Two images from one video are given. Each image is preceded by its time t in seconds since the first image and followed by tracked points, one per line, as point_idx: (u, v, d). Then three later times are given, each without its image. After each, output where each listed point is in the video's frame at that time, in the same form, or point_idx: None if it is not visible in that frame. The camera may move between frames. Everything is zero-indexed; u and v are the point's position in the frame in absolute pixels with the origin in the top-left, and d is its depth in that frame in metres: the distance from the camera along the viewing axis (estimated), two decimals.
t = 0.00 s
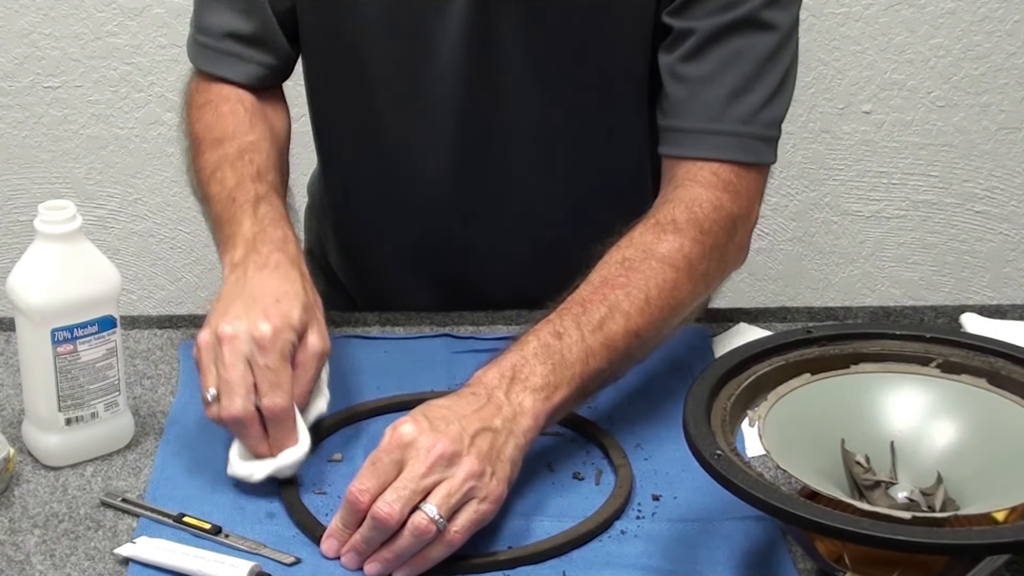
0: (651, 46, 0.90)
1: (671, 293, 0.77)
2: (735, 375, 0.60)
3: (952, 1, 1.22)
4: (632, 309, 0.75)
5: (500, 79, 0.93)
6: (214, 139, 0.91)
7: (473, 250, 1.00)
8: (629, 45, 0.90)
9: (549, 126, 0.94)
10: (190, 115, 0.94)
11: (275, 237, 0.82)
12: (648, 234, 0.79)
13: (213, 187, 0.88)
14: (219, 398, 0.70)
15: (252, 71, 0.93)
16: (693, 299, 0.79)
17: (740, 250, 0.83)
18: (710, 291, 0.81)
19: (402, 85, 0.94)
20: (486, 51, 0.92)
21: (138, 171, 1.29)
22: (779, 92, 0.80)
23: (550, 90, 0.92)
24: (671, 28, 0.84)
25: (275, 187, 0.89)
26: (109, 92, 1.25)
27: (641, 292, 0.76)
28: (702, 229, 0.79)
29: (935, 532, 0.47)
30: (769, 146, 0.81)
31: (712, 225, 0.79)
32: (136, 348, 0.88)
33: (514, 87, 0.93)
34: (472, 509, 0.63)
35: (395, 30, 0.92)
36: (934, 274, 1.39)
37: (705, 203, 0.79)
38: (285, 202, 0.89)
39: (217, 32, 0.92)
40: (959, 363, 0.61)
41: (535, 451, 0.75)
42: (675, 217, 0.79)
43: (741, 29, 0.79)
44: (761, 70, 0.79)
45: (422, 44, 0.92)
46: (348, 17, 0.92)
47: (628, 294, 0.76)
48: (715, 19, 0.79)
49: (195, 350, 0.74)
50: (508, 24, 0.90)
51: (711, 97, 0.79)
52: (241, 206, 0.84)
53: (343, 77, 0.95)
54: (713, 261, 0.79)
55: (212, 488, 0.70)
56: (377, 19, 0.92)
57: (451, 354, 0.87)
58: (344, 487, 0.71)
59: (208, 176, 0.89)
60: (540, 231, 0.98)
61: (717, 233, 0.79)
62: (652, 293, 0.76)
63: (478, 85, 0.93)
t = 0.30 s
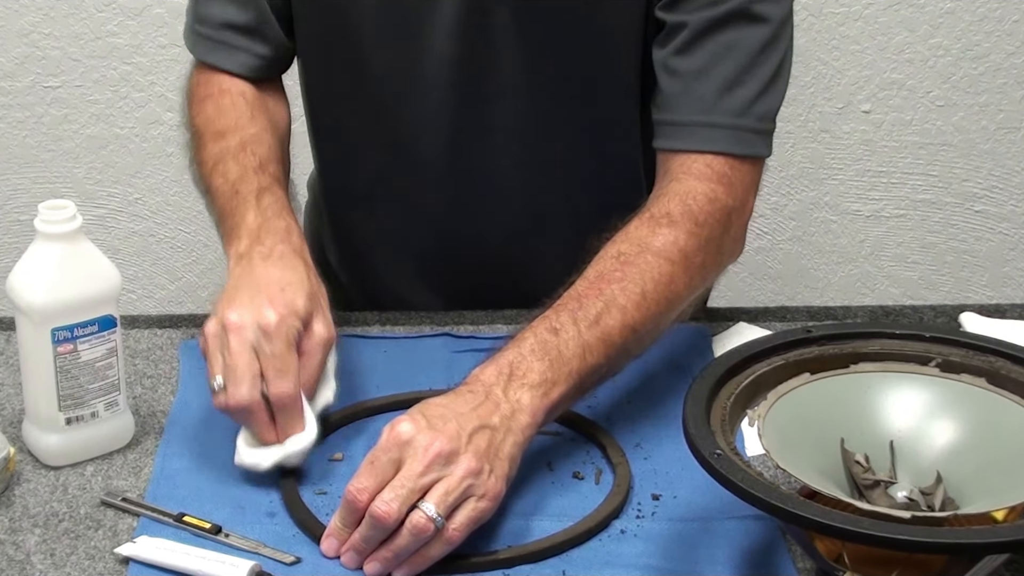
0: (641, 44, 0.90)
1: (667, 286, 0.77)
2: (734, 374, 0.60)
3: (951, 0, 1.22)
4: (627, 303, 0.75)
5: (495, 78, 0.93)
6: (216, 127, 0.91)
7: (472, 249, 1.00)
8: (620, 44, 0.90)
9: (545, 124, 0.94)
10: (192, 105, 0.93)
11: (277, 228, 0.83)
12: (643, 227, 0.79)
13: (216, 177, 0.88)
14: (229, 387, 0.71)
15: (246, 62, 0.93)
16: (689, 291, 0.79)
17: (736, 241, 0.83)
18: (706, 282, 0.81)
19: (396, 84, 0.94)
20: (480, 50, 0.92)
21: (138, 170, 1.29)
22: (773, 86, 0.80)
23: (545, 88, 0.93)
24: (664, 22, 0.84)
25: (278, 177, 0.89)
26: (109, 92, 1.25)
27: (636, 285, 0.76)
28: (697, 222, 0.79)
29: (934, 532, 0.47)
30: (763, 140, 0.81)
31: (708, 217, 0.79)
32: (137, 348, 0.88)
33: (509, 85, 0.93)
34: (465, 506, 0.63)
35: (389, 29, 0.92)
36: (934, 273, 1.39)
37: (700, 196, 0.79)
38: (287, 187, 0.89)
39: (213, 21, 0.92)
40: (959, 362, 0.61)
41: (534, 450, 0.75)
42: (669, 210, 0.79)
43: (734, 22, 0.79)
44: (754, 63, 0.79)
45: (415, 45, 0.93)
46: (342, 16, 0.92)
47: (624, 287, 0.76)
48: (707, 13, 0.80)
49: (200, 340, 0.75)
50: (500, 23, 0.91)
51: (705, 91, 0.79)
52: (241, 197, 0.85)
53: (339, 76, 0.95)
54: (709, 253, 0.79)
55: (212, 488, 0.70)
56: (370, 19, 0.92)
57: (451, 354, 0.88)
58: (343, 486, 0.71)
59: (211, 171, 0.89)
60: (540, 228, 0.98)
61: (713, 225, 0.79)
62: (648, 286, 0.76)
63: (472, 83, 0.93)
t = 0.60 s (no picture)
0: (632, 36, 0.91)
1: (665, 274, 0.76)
2: (734, 374, 0.60)
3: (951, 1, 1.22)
4: (627, 285, 0.74)
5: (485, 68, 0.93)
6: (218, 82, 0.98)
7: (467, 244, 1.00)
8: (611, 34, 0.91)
9: (537, 115, 0.94)
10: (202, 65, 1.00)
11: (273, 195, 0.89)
12: (661, 212, 0.78)
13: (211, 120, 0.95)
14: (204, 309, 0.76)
15: (233, 26, 0.98)
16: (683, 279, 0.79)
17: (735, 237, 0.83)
18: (703, 272, 0.81)
19: (389, 74, 0.95)
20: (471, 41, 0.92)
21: (139, 171, 1.29)
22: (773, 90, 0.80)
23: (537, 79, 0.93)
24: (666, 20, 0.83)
25: (263, 137, 0.95)
26: (109, 92, 1.25)
27: (634, 269, 0.75)
28: (694, 208, 0.79)
29: (934, 532, 0.47)
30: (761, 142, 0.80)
31: (705, 206, 0.79)
32: (137, 348, 0.88)
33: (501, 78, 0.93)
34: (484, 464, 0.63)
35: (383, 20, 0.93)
36: (934, 273, 1.39)
37: (696, 183, 0.79)
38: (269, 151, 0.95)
39: None
40: (959, 363, 0.61)
41: (534, 450, 0.75)
42: (668, 197, 0.79)
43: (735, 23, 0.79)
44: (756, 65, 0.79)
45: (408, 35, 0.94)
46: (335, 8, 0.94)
47: (622, 271, 0.75)
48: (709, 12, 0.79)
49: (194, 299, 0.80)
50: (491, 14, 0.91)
51: (709, 90, 0.79)
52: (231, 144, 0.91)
53: (336, 71, 0.97)
54: (706, 241, 0.79)
55: (212, 487, 0.70)
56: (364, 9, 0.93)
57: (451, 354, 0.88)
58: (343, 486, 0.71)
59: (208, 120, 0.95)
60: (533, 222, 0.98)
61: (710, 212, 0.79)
62: (644, 273, 0.75)
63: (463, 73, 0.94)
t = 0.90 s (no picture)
0: (614, 32, 0.90)
1: (610, 207, 0.84)
2: (734, 375, 0.60)
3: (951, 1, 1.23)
4: (575, 211, 0.83)
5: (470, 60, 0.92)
6: (230, 69, 0.99)
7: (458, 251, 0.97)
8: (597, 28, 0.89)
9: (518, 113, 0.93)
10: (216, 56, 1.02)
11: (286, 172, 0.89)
12: (592, 157, 0.85)
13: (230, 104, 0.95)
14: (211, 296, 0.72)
15: (241, 18, 0.99)
16: (627, 214, 0.86)
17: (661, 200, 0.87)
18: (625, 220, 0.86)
19: (373, 68, 0.93)
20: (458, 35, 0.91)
21: (139, 171, 1.29)
22: (773, 58, 0.81)
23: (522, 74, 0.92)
24: None
25: (287, 117, 0.95)
26: (109, 93, 1.25)
27: (579, 201, 0.83)
28: (649, 159, 0.84)
29: (935, 532, 0.47)
30: (755, 108, 0.82)
31: (662, 157, 0.85)
32: (137, 349, 0.88)
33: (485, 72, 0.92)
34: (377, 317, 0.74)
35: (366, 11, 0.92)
36: (933, 273, 1.39)
37: (656, 141, 0.85)
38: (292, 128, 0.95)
39: None
40: (959, 363, 0.61)
41: (534, 450, 0.75)
42: (624, 144, 0.85)
43: None
44: (745, 37, 0.81)
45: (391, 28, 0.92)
46: None
47: (567, 200, 0.82)
48: None
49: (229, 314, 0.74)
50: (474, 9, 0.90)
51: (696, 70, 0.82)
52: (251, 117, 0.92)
53: (321, 52, 0.97)
54: (636, 195, 0.85)
55: (212, 488, 0.70)
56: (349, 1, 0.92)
57: (451, 355, 0.88)
58: (343, 487, 0.71)
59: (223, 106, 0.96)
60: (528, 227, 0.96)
61: (665, 167, 0.85)
62: (592, 208, 0.83)
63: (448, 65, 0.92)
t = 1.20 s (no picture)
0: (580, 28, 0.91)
1: (602, 199, 0.83)
2: (734, 375, 0.60)
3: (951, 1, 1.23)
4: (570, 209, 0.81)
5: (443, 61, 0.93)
6: (186, 71, 0.98)
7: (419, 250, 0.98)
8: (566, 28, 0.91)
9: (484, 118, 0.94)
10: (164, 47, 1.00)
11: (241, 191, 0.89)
12: (577, 148, 0.83)
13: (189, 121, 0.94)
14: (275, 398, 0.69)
15: (187, 20, 0.97)
16: (615, 205, 0.85)
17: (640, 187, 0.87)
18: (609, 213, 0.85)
19: (340, 72, 0.95)
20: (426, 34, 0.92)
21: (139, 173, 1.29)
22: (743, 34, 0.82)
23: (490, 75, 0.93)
24: None
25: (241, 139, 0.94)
26: (109, 94, 1.25)
27: (575, 197, 0.81)
28: (633, 145, 0.84)
29: (934, 532, 0.47)
30: (731, 84, 0.83)
31: (645, 141, 0.85)
32: (137, 350, 0.88)
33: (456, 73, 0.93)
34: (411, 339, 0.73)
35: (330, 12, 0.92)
36: (933, 273, 1.39)
37: (638, 126, 0.85)
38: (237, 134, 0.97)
39: None
40: (958, 363, 0.61)
41: (533, 451, 0.75)
42: (605, 131, 0.84)
43: None
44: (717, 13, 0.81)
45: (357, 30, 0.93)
46: (286, 4, 0.94)
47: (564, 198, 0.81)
48: None
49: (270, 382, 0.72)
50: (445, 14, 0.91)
51: (672, 49, 0.82)
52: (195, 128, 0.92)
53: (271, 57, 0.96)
54: (622, 187, 0.84)
55: (212, 489, 0.70)
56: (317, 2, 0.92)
57: (451, 355, 0.88)
58: (343, 487, 0.72)
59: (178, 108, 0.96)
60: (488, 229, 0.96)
61: (647, 150, 0.85)
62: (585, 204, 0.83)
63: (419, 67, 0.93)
